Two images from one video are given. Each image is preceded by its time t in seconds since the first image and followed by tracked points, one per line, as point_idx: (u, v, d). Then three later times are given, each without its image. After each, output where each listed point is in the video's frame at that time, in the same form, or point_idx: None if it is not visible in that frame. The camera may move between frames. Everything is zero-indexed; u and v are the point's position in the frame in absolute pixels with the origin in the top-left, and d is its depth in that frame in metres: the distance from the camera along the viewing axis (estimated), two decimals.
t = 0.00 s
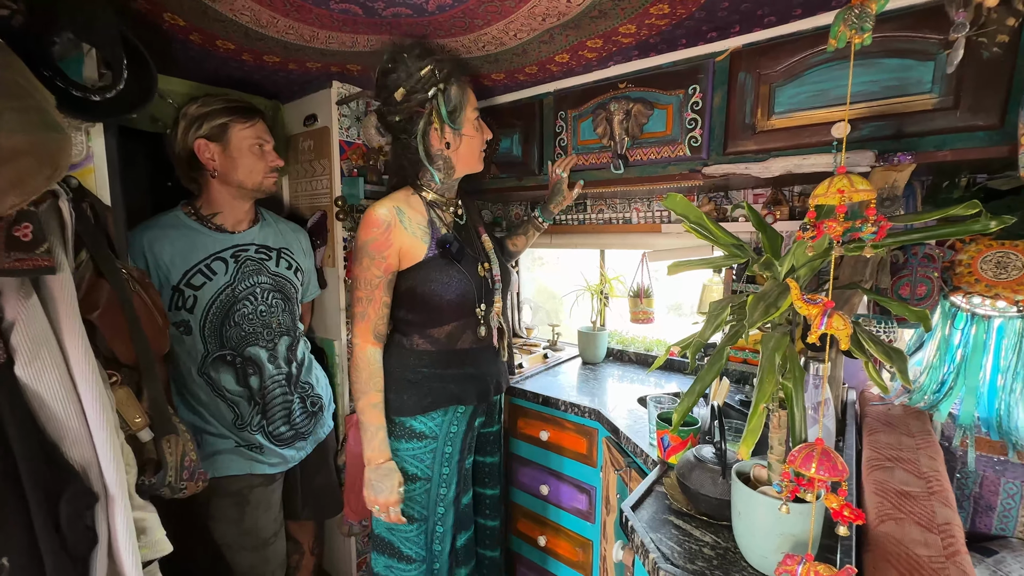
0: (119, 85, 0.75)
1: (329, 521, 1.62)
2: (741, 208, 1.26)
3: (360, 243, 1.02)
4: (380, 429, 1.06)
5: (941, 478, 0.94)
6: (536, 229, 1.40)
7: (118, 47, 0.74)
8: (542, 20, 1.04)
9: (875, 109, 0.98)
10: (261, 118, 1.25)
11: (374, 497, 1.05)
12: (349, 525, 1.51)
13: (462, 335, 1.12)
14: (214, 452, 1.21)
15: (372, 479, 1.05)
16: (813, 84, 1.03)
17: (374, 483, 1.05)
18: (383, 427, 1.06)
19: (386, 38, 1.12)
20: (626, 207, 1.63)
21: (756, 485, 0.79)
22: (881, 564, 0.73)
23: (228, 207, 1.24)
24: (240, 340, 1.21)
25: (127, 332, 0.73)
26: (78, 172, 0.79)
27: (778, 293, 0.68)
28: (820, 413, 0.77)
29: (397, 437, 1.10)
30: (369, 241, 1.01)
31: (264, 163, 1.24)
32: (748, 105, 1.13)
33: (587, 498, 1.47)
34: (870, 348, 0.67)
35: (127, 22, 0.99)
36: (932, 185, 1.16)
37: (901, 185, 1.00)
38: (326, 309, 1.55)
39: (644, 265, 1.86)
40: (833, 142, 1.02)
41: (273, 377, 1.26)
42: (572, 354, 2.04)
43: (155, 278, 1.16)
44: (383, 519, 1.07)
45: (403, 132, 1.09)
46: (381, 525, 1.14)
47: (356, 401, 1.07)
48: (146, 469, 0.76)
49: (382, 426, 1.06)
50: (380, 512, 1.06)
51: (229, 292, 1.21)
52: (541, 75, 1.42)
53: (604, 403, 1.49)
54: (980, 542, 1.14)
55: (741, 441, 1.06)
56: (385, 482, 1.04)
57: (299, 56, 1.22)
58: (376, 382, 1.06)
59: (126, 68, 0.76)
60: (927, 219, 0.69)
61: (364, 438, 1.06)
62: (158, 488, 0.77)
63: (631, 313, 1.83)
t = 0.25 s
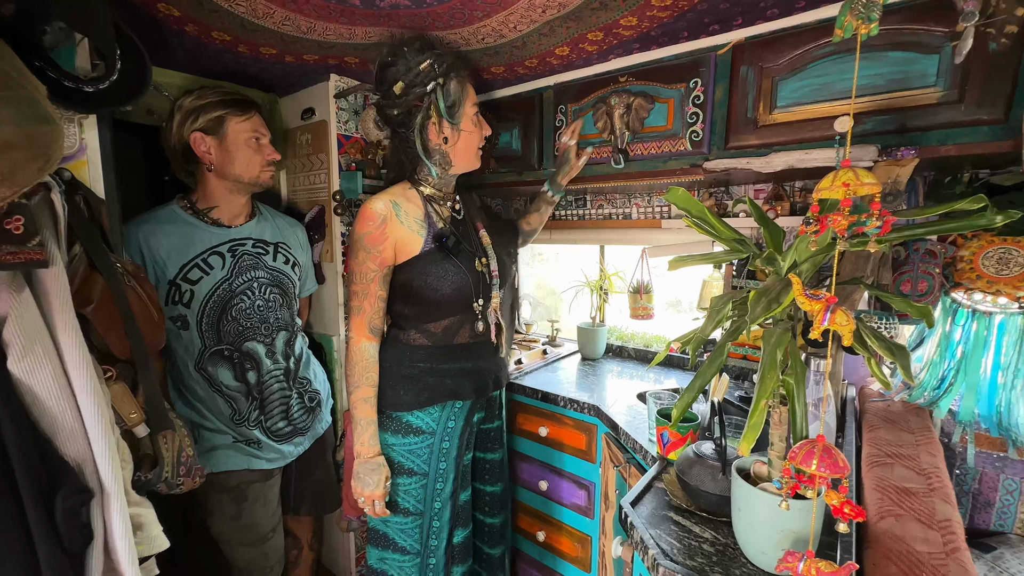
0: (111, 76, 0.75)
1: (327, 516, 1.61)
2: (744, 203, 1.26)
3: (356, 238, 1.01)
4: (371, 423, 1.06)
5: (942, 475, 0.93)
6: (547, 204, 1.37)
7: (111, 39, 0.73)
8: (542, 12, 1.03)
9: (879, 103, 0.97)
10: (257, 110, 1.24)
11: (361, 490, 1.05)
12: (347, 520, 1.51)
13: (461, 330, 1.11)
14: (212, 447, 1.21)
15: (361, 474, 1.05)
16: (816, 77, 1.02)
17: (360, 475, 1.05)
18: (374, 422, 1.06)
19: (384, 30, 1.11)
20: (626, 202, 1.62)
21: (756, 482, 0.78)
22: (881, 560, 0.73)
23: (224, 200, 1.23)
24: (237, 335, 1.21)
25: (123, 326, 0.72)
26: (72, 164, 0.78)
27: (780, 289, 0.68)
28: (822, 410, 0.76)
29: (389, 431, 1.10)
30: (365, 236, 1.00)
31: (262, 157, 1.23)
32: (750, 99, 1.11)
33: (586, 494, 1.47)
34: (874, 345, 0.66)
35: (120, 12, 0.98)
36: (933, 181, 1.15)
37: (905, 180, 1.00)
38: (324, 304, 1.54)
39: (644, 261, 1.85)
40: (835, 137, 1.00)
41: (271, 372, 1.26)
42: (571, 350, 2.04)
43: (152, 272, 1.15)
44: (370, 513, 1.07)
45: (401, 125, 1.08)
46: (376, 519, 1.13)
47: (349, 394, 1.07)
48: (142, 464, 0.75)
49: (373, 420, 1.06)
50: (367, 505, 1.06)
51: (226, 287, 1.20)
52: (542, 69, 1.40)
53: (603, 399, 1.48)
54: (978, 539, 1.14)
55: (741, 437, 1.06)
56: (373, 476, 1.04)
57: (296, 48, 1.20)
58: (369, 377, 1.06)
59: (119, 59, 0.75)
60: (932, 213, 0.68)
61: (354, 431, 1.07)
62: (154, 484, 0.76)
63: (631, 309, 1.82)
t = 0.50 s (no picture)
0: (113, 74, 0.75)
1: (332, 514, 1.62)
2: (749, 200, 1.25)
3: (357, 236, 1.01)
4: (380, 421, 1.05)
5: (951, 473, 0.93)
6: (564, 179, 1.36)
7: (111, 36, 0.74)
8: (545, 7, 1.02)
9: (887, 97, 0.96)
10: (259, 108, 1.23)
11: (375, 490, 1.04)
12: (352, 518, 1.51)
13: (464, 328, 1.11)
14: (218, 444, 1.21)
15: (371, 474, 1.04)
16: (823, 71, 1.01)
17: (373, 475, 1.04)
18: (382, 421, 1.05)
19: (386, 25, 1.10)
20: (630, 199, 1.60)
21: (763, 480, 0.78)
22: (889, 560, 0.72)
23: (226, 198, 1.23)
24: (241, 333, 1.21)
25: (126, 325, 0.72)
26: (74, 163, 0.77)
27: (788, 286, 0.67)
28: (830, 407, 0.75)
29: (393, 430, 1.10)
30: (365, 235, 0.99)
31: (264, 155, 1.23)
32: (755, 94, 1.10)
33: (590, 492, 1.47)
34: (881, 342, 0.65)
35: (123, 10, 0.98)
36: (942, 176, 1.12)
37: (913, 174, 0.98)
38: (327, 302, 1.54)
39: (648, 257, 1.84)
40: (843, 131, 0.99)
41: (275, 370, 1.26)
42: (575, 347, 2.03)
43: (155, 270, 1.15)
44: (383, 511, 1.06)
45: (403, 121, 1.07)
46: (381, 518, 1.13)
47: (354, 393, 1.06)
48: (147, 462, 0.76)
49: (382, 418, 1.05)
50: (381, 504, 1.05)
51: (230, 285, 1.20)
52: (545, 64, 1.39)
53: (607, 397, 1.48)
54: (987, 537, 1.13)
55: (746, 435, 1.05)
56: (385, 474, 1.03)
57: (298, 45, 1.20)
58: (375, 374, 1.05)
59: (120, 57, 0.75)
60: (943, 209, 0.66)
61: (363, 430, 1.05)
62: (159, 482, 0.76)
63: (635, 306, 1.81)
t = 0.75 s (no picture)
0: (111, 70, 0.75)
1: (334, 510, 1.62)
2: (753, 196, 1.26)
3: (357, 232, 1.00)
4: (378, 419, 1.05)
5: (954, 468, 0.92)
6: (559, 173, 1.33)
7: (111, 31, 0.74)
8: (546, 0, 1.01)
9: (890, 91, 0.95)
10: (259, 105, 1.23)
11: (373, 487, 1.05)
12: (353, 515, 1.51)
13: (465, 324, 1.10)
14: (219, 441, 1.21)
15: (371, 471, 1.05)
16: (825, 64, 1.00)
17: (371, 472, 1.05)
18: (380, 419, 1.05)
19: (385, 20, 1.09)
20: (631, 194, 1.60)
21: (766, 475, 0.77)
22: (892, 555, 0.72)
23: (226, 195, 1.22)
24: (242, 329, 1.21)
25: (126, 321, 0.72)
26: (73, 159, 0.78)
27: (791, 280, 0.66)
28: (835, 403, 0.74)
29: (393, 427, 1.10)
30: (364, 232, 0.99)
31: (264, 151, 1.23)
32: (758, 88, 1.09)
33: (592, 488, 1.47)
34: (887, 337, 0.65)
35: (122, 6, 0.97)
36: (946, 170, 1.11)
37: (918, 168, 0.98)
38: (328, 299, 1.54)
39: (650, 254, 1.83)
40: (846, 125, 0.99)
41: (276, 367, 1.26)
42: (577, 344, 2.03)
43: (156, 267, 1.15)
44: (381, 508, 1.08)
45: (402, 115, 1.06)
46: (382, 515, 1.13)
47: (354, 390, 1.06)
48: (148, 458, 0.76)
49: (381, 416, 1.06)
50: (380, 501, 1.06)
51: (230, 281, 1.19)
52: (546, 59, 1.39)
53: (608, 393, 1.48)
54: (991, 533, 1.12)
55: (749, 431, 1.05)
56: (383, 472, 1.04)
57: (297, 40, 1.19)
58: (373, 373, 1.05)
59: (118, 52, 0.75)
60: (949, 202, 0.66)
61: (362, 427, 1.06)
62: (161, 478, 0.76)
63: (636, 303, 1.81)
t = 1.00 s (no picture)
0: (112, 65, 0.74)
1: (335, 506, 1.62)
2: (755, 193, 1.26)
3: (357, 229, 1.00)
4: (375, 419, 1.06)
5: (956, 466, 0.92)
6: (561, 174, 1.37)
7: (111, 26, 0.72)
8: None
9: (895, 87, 0.94)
10: (260, 101, 1.22)
11: (366, 486, 1.06)
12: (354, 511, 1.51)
13: (466, 322, 1.10)
14: (221, 437, 1.21)
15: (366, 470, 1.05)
16: (829, 61, 1.00)
17: (366, 471, 1.05)
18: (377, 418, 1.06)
19: (387, 15, 1.09)
20: (633, 191, 1.59)
21: (767, 473, 0.77)
22: (893, 553, 0.72)
23: (227, 192, 1.22)
24: (243, 326, 1.20)
25: (127, 317, 0.72)
26: (74, 155, 0.77)
27: (794, 278, 0.66)
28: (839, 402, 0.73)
29: (393, 425, 1.10)
30: (364, 229, 0.99)
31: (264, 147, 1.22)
32: (761, 85, 1.09)
33: (593, 485, 1.47)
34: (889, 333, 0.65)
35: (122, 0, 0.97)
36: (949, 167, 1.11)
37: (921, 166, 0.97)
38: (329, 295, 1.54)
39: (651, 251, 1.83)
40: (850, 121, 0.98)
41: (277, 363, 1.25)
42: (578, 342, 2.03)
43: (157, 264, 1.15)
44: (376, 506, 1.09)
45: (403, 111, 1.06)
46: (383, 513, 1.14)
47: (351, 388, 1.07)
48: (149, 455, 0.76)
49: (377, 415, 1.06)
50: (374, 499, 1.07)
51: (231, 278, 1.19)
52: (547, 56, 1.38)
53: (609, 391, 1.48)
54: (991, 531, 1.12)
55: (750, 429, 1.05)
56: (377, 471, 1.05)
57: (298, 36, 1.18)
58: (371, 371, 1.06)
59: (118, 47, 0.74)
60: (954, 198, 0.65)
61: (358, 425, 1.07)
62: (162, 474, 0.76)
63: (637, 300, 1.80)
